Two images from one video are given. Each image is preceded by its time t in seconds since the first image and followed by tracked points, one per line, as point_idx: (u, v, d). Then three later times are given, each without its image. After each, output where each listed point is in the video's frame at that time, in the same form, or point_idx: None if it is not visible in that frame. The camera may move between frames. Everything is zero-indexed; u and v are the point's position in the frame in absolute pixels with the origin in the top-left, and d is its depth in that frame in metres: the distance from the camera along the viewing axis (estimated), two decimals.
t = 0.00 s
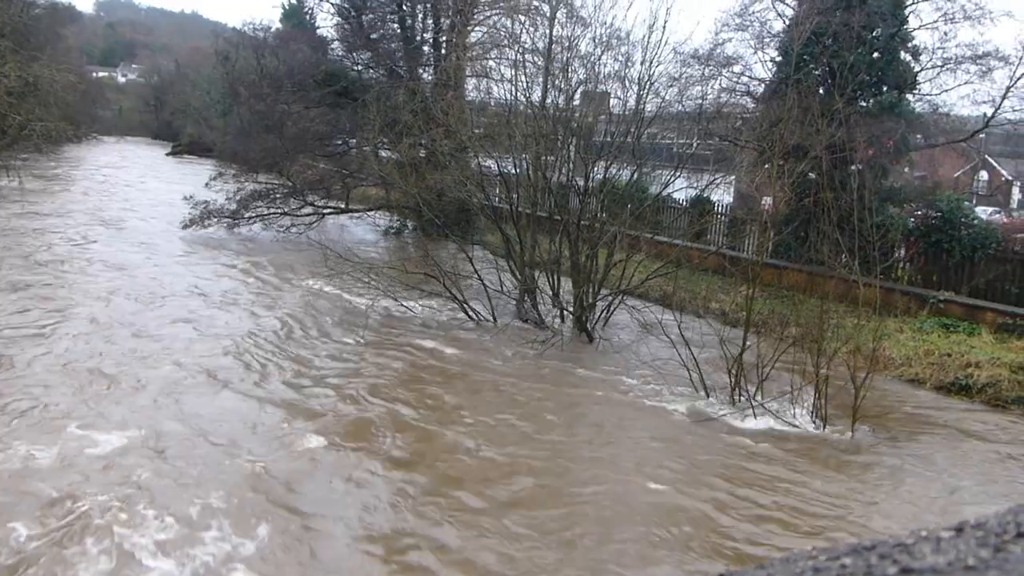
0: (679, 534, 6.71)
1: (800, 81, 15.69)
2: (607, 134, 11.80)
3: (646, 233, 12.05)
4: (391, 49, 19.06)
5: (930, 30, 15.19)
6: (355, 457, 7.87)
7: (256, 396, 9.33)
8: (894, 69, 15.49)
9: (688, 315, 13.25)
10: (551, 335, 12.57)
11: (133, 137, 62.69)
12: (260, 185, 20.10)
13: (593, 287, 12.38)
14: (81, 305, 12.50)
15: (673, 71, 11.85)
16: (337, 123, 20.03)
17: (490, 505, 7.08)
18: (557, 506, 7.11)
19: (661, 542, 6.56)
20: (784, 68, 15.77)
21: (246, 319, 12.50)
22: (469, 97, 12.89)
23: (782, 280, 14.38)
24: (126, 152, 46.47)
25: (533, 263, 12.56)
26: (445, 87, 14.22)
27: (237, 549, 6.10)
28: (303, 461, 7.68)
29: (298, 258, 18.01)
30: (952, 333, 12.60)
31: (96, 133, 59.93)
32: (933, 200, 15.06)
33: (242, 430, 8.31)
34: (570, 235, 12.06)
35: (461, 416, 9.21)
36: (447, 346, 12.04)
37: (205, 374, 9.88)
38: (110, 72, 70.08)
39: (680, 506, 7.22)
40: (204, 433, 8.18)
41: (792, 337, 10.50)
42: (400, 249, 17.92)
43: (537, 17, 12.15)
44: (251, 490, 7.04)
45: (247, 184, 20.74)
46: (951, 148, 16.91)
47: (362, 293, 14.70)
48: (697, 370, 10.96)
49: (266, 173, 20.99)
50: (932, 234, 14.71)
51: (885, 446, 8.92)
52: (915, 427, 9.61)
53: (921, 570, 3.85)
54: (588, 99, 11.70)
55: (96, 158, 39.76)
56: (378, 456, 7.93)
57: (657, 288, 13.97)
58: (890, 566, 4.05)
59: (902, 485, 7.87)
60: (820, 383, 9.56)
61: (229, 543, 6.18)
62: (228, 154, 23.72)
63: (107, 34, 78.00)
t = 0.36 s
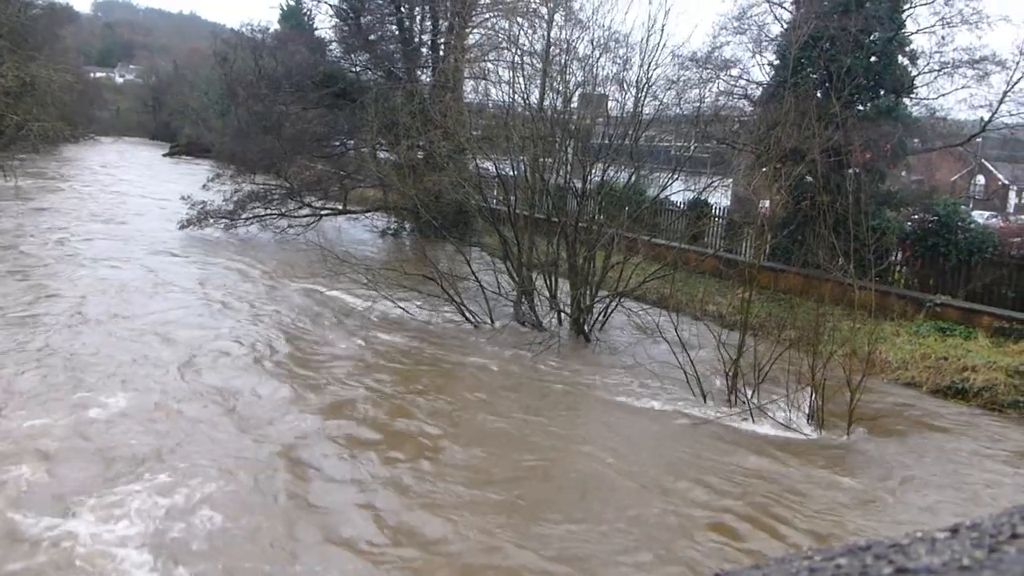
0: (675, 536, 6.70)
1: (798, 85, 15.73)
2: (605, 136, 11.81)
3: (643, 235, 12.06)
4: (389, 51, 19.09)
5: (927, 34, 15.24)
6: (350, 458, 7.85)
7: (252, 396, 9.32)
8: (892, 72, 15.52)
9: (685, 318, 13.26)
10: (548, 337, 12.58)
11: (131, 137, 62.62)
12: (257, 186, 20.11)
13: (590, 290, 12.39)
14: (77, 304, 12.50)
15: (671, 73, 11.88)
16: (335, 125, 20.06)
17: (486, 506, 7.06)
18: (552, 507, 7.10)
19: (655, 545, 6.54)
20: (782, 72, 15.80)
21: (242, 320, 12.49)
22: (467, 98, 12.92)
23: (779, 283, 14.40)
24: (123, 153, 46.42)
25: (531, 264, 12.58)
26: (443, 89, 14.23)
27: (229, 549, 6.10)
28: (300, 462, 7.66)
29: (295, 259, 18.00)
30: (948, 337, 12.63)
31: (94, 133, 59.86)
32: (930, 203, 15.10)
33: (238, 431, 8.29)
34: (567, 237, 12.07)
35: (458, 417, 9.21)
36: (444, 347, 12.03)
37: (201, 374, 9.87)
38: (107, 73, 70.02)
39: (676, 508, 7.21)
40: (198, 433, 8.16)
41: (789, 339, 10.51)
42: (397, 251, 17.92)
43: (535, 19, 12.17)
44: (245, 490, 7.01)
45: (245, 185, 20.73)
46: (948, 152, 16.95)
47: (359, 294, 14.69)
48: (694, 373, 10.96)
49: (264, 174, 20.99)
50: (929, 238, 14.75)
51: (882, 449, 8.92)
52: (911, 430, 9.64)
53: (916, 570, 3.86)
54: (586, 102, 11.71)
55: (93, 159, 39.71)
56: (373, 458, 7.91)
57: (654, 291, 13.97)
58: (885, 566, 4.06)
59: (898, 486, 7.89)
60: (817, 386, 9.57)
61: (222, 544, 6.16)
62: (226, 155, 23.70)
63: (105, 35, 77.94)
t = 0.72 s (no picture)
0: (673, 537, 6.70)
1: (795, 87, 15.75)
2: (603, 138, 11.80)
3: (641, 237, 12.06)
4: (387, 53, 19.11)
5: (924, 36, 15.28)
6: (348, 460, 7.84)
7: (249, 399, 9.31)
8: (889, 75, 15.55)
9: (683, 320, 13.27)
10: (547, 339, 12.59)
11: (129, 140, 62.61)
12: (255, 188, 20.11)
13: (588, 292, 12.40)
14: (73, 307, 12.49)
15: (669, 76, 11.89)
16: (334, 127, 20.10)
17: (484, 508, 7.05)
18: (550, 509, 7.09)
19: (653, 546, 6.53)
20: (779, 74, 15.82)
21: (239, 322, 12.47)
22: (465, 101, 12.93)
23: (777, 285, 14.41)
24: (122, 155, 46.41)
25: (530, 266, 12.60)
26: (441, 91, 14.25)
27: (225, 552, 6.08)
28: (297, 465, 7.64)
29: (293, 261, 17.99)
30: (945, 339, 12.64)
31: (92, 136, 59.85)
32: (927, 206, 15.12)
33: (235, 434, 8.28)
34: (565, 239, 12.09)
35: (456, 419, 9.20)
36: (441, 349, 12.02)
37: (198, 377, 9.85)
38: (106, 76, 70.04)
39: (674, 509, 7.21)
40: (195, 436, 8.14)
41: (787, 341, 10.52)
42: (396, 254, 17.92)
43: (533, 21, 12.19)
44: (241, 493, 7.00)
45: (243, 188, 20.73)
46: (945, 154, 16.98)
47: (357, 296, 14.69)
48: (692, 374, 10.97)
49: (262, 176, 20.99)
50: (926, 240, 14.77)
51: (879, 450, 8.93)
52: (909, 432, 9.64)
53: (912, 570, 3.86)
54: (584, 104, 11.71)
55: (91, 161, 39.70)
56: (371, 459, 7.90)
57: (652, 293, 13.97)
58: (881, 567, 4.06)
59: (895, 487, 7.90)
60: (815, 388, 9.57)
61: (220, 547, 6.15)
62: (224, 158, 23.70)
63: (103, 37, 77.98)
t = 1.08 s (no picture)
0: (676, 538, 6.68)
1: (796, 88, 15.76)
2: (604, 138, 11.79)
3: (643, 237, 12.02)
4: (388, 53, 19.12)
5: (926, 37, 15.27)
6: (350, 460, 7.83)
7: (250, 399, 9.30)
8: (890, 76, 15.55)
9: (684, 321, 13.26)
10: (547, 339, 12.59)
11: (129, 141, 62.60)
12: (256, 188, 20.09)
13: (589, 292, 12.38)
14: (74, 307, 12.48)
15: (671, 76, 11.89)
16: (335, 128, 20.08)
17: (487, 508, 7.05)
18: (552, 509, 7.08)
19: (656, 546, 6.52)
20: (780, 75, 15.83)
21: (240, 323, 12.46)
22: (467, 101, 12.93)
23: (778, 287, 14.40)
24: (123, 156, 46.41)
25: (531, 267, 12.60)
26: (443, 91, 14.24)
27: (227, 551, 6.08)
28: (299, 465, 7.63)
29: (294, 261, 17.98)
30: (947, 340, 12.62)
31: (92, 136, 59.84)
32: (929, 207, 15.10)
33: (237, 433, 8.28)
34: (567, 240, 12.07)
35: (457, 419, 9.19)
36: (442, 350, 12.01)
37: (199, 377, 9.84)
38: (107, 76, 70.02)
39: (676, 510, 7.19)
40: (196, 436, 8.13)
41: (788, 342, 10.50)
42: (397, 255, 17.92)
43: (535, 22, 12.19)
44: (243, 493, 6.99)
45: (244, 188, 20.73)
46: (946, 156, 16.97)
47: (358, 296, 14.69)
48: (693, 375, 10.95)
49: (263, 176, 20.99)
50: (927, 242, 14.75)
51: (881, 451, 8.92)
52: (910, 434, 9.62)
53: (916, 570, 3.85)
54: (585, 104, 11.71)
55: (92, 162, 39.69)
56: (373, 459, 7.89)
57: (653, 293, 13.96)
58: (886, 567, 4.05)
59: (898, 488, 7.90)
60: (816, 389, 9.55)
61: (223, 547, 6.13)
62: (225, 158, 23.70)
63: (105, 38, 78.02)
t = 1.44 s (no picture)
0: (684, 539, 6.65)
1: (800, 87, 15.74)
2: (608, 139, 11.78)
3: (647, 238, 11.90)
4: (392, 54, 19.16)
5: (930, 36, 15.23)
6: (357, 462, 7.82)
7: (256, 400, 9.29)
8: (894, 75, 15.52)
9: (689, 321, 13.24)
10: (552, 340, 12.59)
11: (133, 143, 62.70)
12: (261, 189, 20.11)
13: (594, 292, 12.36)
14: (80, 309, 12.48)
15: (674, 76, 11.88)
16: (339, 129, 20.09)
17: (495, 509, 7.06)
18: (559, 511, 7.06)
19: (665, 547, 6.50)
20: (784, 75, 15.82)
21: (246, 324, 12.45)
22: (471, 101, 12.91)
23: (783, 286, 14.37)
24: (127, 158, 46.49)
25: (535, 267, 12.58)
26: (447, 92, 14.25)
27: (237, 552, 6.10)
28: (306, 467, 7.62)
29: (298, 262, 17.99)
30: (952, 340, 12.59)
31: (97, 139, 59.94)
32: (934, 206, 15.07)
33: (243, 436, 8.27)
34: (571, 240, 12.05)
35: (464, 421, 9.18)
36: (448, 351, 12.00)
37: (205, 379, 9.84)
38: (111, 78, 70.10)
39: (685, 511, 7.17)
40: (203, 439, 8.12)
41: (793, 343, 10.48)
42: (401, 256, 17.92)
43: (538, 23, 12.10)
44: (250, 496, 6.97)
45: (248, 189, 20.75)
46: (951, 154, 16.92)
47: (362, 297, 14.69)
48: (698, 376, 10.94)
49: (267, 177, 21.00)
50: (932, 241, 14.71)
51: (888, 451, 8.90)
52: (916, 433, 9.60)
53: (927, 571, 3.86)
54: (589, 104, 11.69)
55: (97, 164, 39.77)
56: (379, 461, 7.88)
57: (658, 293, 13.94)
58: (897, 567, 4.05)
59: (905, 488, 7.89)
60: (822, 389, 9.52)
61: (230, 551, 6.12)
62: (229, 160, 23.74)
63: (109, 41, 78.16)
